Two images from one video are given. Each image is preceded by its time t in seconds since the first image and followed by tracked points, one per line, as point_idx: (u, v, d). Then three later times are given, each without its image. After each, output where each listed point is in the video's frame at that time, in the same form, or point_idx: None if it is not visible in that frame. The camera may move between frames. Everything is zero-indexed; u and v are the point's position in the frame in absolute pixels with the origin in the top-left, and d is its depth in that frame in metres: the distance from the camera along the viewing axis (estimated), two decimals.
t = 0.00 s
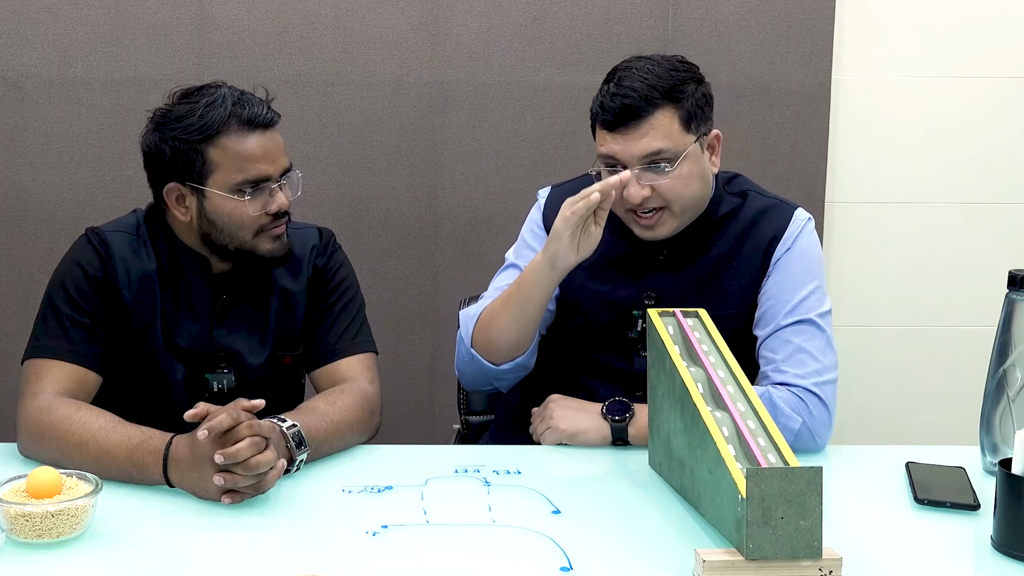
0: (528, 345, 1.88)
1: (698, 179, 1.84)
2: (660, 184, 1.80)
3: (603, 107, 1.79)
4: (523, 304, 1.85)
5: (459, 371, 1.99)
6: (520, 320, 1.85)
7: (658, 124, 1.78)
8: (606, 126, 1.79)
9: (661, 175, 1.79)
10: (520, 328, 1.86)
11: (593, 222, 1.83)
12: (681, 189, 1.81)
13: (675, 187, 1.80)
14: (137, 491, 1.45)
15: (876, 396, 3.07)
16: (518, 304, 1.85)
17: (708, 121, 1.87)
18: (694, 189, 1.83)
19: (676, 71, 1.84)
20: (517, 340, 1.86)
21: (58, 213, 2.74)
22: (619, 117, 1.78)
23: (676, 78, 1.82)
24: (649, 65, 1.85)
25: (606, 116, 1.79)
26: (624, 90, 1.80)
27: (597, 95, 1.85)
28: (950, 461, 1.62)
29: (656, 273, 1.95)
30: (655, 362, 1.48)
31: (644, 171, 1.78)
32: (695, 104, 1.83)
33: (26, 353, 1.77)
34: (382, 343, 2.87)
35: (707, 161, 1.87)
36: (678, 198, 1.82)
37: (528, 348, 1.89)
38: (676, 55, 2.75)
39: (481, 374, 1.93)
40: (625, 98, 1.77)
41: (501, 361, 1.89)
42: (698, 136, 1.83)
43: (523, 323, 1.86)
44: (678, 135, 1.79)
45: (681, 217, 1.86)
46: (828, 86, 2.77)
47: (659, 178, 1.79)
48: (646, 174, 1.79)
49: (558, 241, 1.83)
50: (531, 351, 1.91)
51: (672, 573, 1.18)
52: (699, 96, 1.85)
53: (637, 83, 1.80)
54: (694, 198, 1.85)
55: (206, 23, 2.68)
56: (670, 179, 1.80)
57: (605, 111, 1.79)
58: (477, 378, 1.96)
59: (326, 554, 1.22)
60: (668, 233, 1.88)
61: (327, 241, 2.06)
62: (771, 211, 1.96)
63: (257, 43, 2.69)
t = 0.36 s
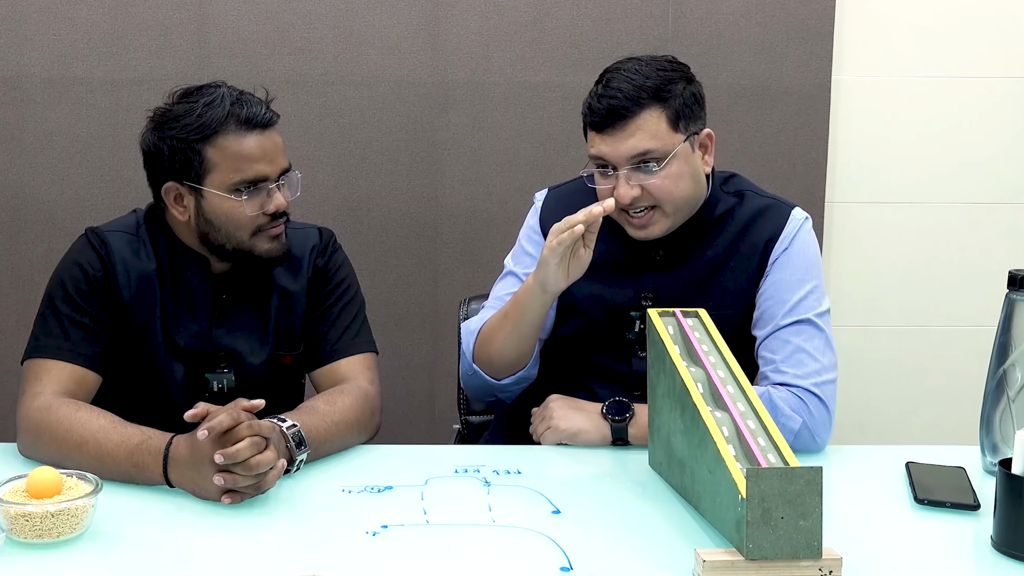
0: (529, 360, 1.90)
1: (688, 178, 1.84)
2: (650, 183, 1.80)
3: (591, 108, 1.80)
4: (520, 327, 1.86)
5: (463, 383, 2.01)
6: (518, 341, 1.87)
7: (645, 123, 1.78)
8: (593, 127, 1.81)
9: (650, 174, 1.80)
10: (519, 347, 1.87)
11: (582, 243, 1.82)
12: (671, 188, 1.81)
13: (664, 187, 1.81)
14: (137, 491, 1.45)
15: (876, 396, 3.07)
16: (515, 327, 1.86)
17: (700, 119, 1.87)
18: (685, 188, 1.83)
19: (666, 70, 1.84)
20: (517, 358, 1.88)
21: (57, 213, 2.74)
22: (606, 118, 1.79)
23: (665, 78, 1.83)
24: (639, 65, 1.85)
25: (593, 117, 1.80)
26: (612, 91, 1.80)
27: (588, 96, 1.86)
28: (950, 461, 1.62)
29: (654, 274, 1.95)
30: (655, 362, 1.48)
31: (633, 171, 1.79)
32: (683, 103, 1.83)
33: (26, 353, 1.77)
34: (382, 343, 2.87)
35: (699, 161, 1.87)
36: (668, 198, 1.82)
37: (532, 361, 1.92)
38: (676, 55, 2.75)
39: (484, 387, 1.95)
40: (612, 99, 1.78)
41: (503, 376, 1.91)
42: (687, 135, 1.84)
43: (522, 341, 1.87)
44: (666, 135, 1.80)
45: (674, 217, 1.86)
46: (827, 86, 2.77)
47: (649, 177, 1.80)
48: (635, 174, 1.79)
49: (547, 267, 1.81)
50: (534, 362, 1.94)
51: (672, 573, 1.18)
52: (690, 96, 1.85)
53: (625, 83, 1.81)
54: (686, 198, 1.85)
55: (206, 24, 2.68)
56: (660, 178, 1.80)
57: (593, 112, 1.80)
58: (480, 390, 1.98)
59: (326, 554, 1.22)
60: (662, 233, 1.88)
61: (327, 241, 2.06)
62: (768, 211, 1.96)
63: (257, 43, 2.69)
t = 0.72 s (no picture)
0: (528, 366, 1.91)
1: (686, 176, 1.83)
2: (646, 181, 1.80)
3: (587, 106, 1.81)
4: (517, 341, 1.86)
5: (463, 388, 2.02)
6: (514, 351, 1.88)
7: (640, 121, 1.78)
8: (590, 126, 1.81)
9: (646, 172, 1.80)
10: (518, 357, 1.88)
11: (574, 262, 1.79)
12: (668, 186, 1.81)
13: (661, 185, 1.80)
14: (137, 492, 1.45)
15: (876, 396, 3.07)
16: (512, 340, 1.87)
17: (695, 116, 1.86)
18: (682, 186, 1.83)
19: (663, 68, 1.84)
20: (514, 366, 1.90)
21: (58, 213, 2.74)
22: (602, 116, 1.79)
23: (661, 75, 1.83)
24: (636, 63, 1.86)
25: (589, 116, 1.81)
26: (608, 89, 1.81)
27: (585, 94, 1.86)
28: (950, 461, 1.62)
29: (653, 274, 1.95)
30: (655, 361, 1.48)
31: (629, 169, 1.79)
32: (679, 100, 1.83)
33: (25, 353, 1.77)
34: (382, 343, 2.87)
35: (696, 159, 1.87)
36: (665, 196, 1.82)
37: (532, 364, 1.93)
38: (676, 55, 2.75)
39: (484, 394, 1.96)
40: (608, 97, 1.79)
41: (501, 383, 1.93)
42: (683, 133, 1.83)
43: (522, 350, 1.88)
44: (662, 133, 1.80)
45: (671, 215, 1.86)
46: (827, 86, 2.77)
47: (646, 175, 1.80)
48: (632, 172, 1.79)
49: (538, 287, 1.80)
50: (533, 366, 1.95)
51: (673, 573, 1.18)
52: (686, 94, 1.84)
53: (621, 81, 1.81)
54: (684, 195, 1.85)
55: (206, 24, 2.68)
56: (656, 176, 1.80)
57: (589, 111, 1.80)
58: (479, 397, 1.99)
59: (326, 554, 1.22)
60: (661, 231, 1.88)
61: (327, 240, 2.06)
62: (767, 211, 1.96)
63: (257, 43, 2.69)
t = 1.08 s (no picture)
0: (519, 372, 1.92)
1: (680, 170, 1.84)
2: (640, 172, 1.80)
3: (584, 97, 1.83)
4: (505, 352, 1.87)
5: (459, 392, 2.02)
6: (503, 361, 1.88)
7: (635, 112, 1.79)
8: (586, 116, 1.83)
9: (640, 163, 1.80)
10: (505, 368, 1.90)
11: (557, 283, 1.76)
12: (661, 179, 1.81)
13: (654, 177, 1.81)
14: (137, 491, 1.45)
15: (876, 396, 3.07)
16: (500, 352, 1.87)
17: (692, 112, 1.87)
18: (675, 180, 1.83)
19: (660, 63, 1.86)
20: (501, 375, 1.91)
21: (58, 213, 2.74)
22: (598, 107, 1.81)
23: (658, 69, 1.84)
24: (634, 58, 1.87)
25: (586, 107, 1.83)
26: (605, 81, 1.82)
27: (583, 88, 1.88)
28: (950, 461, 1.62)
29: (652, 274, 1.95)
30: (655, 361, 1.48)
31: (622, 160, 1.80)
32: (675, 94, 1.84)
33: (26, 353, 1.77)
34: (382, 343, 2.87)
35: (692, 155, 1.87)
36: (658, 189, 1.82)
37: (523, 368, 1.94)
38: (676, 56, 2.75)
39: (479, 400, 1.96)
40: (604, 88, 1.80)
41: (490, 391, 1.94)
42: (680, 126, 1.84)
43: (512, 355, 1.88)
44: (657, 124, 1.80)
45: (664, 210, 1.85)
46: (827, 86, 2.77)
47: (639, 166, 1.80)
48: (625, 163, 1.80)
49: (520, 307, 1.78)
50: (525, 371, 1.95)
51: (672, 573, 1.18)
52: (682, 89, 1.86)
53: (618, 73, 1.83)
54: (677, 190, 1.85)
55: (206, 24, 2.68)
56: (649, 168, 1.80)
57: (585, 102, 1.82)
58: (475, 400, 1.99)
59: (327, 554, 1.22)
60: (654, 227, 1.88)
61: (327, 240, 2.06)
62: (765, 211, 1.96)
63: (257, 43, 2.69)
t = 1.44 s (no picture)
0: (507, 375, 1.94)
1: (678, 161, 1.84)
2: (637, 160, 1.81)
3: (586, 85, 1.84)
4: (484, 360, 1.88)
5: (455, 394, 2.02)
6: (484, 369, 1.90)
7: (635, 100, 1.81)
8: (587, 103, 1.84)
9: (638, 151, 1.81)
10: (487, 375, 1.92)
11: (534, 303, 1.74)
12: (658, 167, 1.81)
13: (651, 165, 1.80)
14: (137, 491, 1.45)
15: (875, 396, 3.07)
16: (480, 359, 1.89)
17: (691, 107, 1.88)
18: (673, 170, 1.83)
19: (662, 56, 1.87)
20: (484, 381, 1.93)
21: (57, 213, 2.74)
22: (599, 94, 1.82)
23: (660, 61, 1.86)
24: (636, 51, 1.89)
25: (588, 93, 1.84)
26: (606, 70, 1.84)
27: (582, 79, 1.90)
28: (950, 461, 1.63)
29: (650, 274, 1.95)
30: (655, 361, 1.48)
31: (621, 147, 1.81)
32: (675, 87, 1.85)
33: (25, 353, 1.77)
34: (382, 343, 2.87)
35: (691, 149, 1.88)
36: (654, 177, 1.81)
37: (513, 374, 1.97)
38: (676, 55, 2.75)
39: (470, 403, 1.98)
40: (605, 75, 1.82)
41: (477, 396, 1.97)
42: (679, 118, 1.85)
43: (501, 364, 1.90)
44: (657, 113, 1.81)
45: (661, 201, 1.85)
46: (827, 86, 2.77)
47: (637, 154, 1.81)
48: (623, 150, 1.81)
49: (493, 320, 1.78)
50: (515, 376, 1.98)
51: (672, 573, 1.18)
52: (684, 83, 1.87)
53: (620, 63, 1.84)
54: (674, 181, 1.84)
55: (206, 24, 2.69)
56: (647, 156, 1.81)
57: (587, 89, 1.84)
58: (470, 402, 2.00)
59: (327, 555, 1.22)
60: (650, 218, 1.86)
61: (327, 240, 2.06)
62: (764, 210, 1.96)
63: (257, 43, 2.69)
